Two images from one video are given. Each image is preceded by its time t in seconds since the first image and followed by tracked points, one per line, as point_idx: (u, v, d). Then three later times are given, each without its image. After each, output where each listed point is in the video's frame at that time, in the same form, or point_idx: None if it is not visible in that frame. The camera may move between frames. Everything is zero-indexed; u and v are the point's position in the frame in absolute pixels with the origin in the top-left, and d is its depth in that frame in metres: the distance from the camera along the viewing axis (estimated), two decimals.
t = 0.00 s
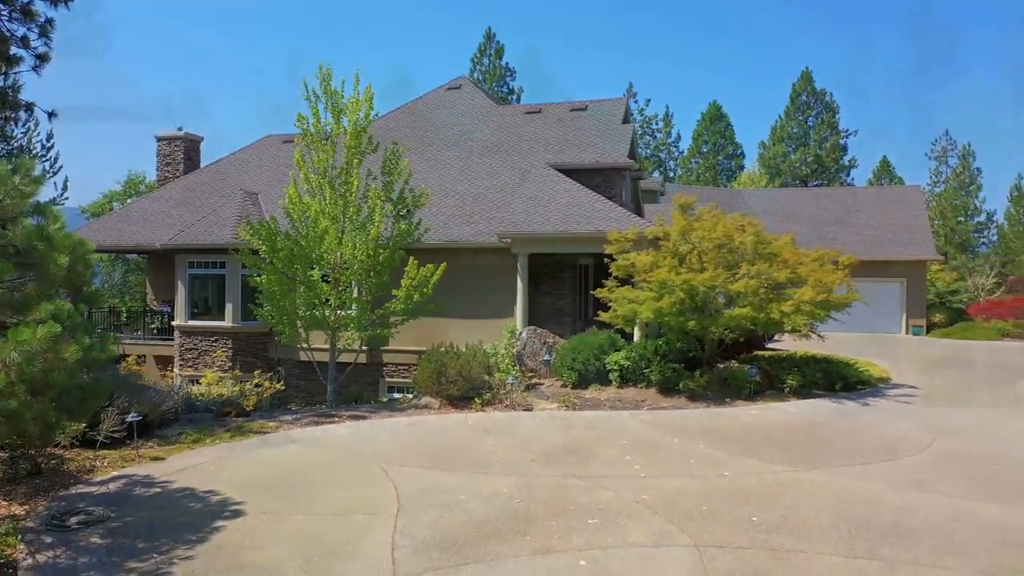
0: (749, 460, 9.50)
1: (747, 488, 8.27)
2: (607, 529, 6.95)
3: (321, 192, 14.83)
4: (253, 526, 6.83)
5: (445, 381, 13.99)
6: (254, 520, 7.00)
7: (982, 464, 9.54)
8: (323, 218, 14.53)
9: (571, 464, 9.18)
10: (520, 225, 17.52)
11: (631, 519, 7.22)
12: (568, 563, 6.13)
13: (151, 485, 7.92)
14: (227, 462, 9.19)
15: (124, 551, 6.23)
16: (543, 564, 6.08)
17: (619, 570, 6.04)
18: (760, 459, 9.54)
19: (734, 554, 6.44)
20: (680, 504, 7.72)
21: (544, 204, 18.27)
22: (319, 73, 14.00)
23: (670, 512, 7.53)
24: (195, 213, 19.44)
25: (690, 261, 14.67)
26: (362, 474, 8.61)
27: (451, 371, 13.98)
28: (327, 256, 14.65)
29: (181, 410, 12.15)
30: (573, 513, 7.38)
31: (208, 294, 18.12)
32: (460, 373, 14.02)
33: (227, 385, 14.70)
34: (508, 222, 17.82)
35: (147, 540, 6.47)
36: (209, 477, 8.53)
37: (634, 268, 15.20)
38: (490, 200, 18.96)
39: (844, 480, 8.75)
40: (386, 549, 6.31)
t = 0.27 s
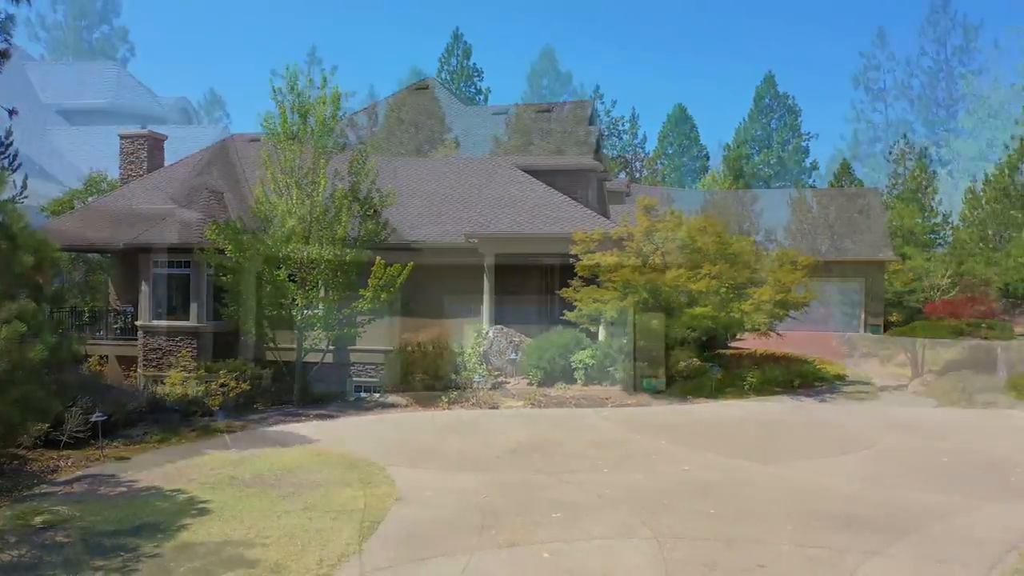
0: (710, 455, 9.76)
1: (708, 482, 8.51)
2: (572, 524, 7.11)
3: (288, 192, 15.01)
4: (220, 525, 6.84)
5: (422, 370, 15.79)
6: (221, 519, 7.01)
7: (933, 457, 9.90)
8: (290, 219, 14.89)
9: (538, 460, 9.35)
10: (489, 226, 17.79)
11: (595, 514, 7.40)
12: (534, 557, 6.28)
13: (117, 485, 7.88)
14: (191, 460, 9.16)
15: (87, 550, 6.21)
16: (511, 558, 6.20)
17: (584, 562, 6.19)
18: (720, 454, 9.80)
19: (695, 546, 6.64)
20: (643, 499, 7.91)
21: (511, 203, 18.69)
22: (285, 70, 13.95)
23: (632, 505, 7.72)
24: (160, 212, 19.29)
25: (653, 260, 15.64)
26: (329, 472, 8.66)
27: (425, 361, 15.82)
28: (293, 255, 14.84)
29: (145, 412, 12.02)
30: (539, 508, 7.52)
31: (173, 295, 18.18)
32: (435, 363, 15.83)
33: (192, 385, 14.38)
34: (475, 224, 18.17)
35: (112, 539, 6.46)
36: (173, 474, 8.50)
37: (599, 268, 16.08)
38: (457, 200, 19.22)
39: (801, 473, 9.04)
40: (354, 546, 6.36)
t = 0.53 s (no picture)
0: (704, 435, 9.49)
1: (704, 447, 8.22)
2: (563, 466, 6.79)
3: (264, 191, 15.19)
4: (193, 474, 6.52)
5: (424, 371, 17.65)
6: (194, 472, 6.69)
7: (932, 436, 9.63)
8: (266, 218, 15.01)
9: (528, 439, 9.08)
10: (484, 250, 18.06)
11: (588, 461, 7.10)
12: (522, 480, 5.93)
13: (111, 460, 7.50)
14: (171, 446, 8.84)
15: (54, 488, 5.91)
16: (498, 482, 5.85)
17: (575, 484, 5.84)
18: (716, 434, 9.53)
19: (693, 476, 6.30)
20: (636, 455, 7.60)
21: (504, 225, 19.18)
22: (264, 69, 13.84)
23: (646, 464, 7.44)
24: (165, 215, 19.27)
25: (624, 261, 17.94)
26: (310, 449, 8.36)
27: (428, 361, 17.68)
28: (273, 257, 15.07)
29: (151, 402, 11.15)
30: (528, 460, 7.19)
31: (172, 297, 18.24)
32: (438, 363, 17.72)
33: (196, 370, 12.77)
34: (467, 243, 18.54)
35: (79, 482, 6.15)
36: (151, 454, 8.19)
37: (569, 268, 18.05)
38: (450, 217, 19.56)
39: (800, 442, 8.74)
40: (332, 477, 6.01)
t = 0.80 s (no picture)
0: (721, 436, 9.41)
1: (719, 448, 8.17)
2: (577, 466, 6.77)
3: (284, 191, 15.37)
4: (210, 474, 6.60)
5: (445, 371, 17.90)
6: (211, 472, 6.77)
7: (954, 438, 9.45)
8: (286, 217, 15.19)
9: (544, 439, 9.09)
10: (505, 253, 18.12)
11: (601, 461, 7.08)
12: (534, 480, 5.93)
13: (135, 460, 7.63)
14: (193, 447, 8.98)
15: (74, 486, 6.01)
16: (510, 481, 5.86)
17: (587, 483, 5.83)
18: (733, 435, 9.46)
19: (705, 477, 6.26)
20: (650, 456, 7.57)
21: (526, 227, 19.20)
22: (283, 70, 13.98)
23: (663, 462, 7.40)
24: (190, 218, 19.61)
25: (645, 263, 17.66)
26: (326, 449, 8.43)
27: (449, 362, 17.94)
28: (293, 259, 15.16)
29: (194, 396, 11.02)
30: (542, 459, 7.20)
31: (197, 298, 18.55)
32: (460, 363, 18.01)
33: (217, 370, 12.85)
34: (488, 244, 18.60)
35: (98, 481, 6.25)
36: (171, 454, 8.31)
37: (589, 270, 17.91)
38: (471, 220, 19.67)
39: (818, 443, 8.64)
40: (345, 476, 6.04)
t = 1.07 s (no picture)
0: (741, 437, 9.33)
1: (737, 448, 8.10)
2: (591, 466, 6.76)
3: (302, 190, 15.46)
4: (227, 474, 6.67)
5: (464, 371, 17.95)
6: (227, 471, 6.83)
7: (977, 440, 9.30)
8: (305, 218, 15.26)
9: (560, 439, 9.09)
10: (523, 253, 18.12)
11: (615, 462, 7.06)
12: (547, 480, 5.92)
13: (154, 459, 7.72)
14: (212, 446, 9.07)
15: (95, 483, 6.10)
16: (522, 481, 5.86)
17: (600, 484, 5.81)
18: (751, 436, 9.38)
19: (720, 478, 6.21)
20: (665, 456, 7.53)
21: (545, 227, 19.18)
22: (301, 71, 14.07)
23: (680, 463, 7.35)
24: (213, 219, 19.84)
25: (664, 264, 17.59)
26: (343, 449, 8.44)
27: (468, 362, 17.97)
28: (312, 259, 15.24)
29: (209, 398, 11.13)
30: (556, 459, 7.20)
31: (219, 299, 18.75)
32: (479, 363, 18.03)
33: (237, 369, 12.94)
34: (507, 244, 18.60)
35: (118, 479, 6.34)
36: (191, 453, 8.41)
37: (607, 270, 17.86)
38: (490, 221, 19.69)
39: (837, 444, 8.54)
40: (359, 476, 6.07)
